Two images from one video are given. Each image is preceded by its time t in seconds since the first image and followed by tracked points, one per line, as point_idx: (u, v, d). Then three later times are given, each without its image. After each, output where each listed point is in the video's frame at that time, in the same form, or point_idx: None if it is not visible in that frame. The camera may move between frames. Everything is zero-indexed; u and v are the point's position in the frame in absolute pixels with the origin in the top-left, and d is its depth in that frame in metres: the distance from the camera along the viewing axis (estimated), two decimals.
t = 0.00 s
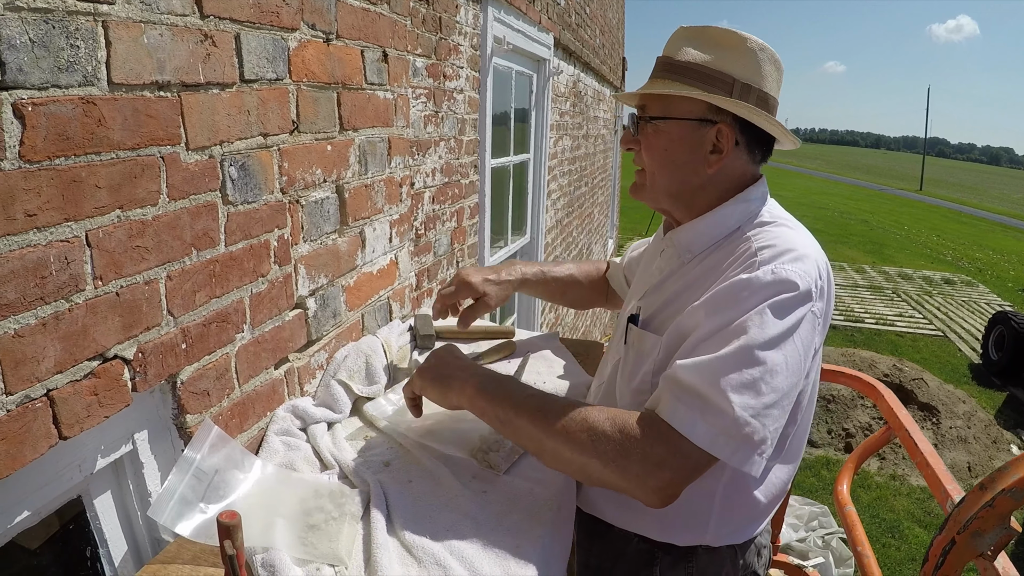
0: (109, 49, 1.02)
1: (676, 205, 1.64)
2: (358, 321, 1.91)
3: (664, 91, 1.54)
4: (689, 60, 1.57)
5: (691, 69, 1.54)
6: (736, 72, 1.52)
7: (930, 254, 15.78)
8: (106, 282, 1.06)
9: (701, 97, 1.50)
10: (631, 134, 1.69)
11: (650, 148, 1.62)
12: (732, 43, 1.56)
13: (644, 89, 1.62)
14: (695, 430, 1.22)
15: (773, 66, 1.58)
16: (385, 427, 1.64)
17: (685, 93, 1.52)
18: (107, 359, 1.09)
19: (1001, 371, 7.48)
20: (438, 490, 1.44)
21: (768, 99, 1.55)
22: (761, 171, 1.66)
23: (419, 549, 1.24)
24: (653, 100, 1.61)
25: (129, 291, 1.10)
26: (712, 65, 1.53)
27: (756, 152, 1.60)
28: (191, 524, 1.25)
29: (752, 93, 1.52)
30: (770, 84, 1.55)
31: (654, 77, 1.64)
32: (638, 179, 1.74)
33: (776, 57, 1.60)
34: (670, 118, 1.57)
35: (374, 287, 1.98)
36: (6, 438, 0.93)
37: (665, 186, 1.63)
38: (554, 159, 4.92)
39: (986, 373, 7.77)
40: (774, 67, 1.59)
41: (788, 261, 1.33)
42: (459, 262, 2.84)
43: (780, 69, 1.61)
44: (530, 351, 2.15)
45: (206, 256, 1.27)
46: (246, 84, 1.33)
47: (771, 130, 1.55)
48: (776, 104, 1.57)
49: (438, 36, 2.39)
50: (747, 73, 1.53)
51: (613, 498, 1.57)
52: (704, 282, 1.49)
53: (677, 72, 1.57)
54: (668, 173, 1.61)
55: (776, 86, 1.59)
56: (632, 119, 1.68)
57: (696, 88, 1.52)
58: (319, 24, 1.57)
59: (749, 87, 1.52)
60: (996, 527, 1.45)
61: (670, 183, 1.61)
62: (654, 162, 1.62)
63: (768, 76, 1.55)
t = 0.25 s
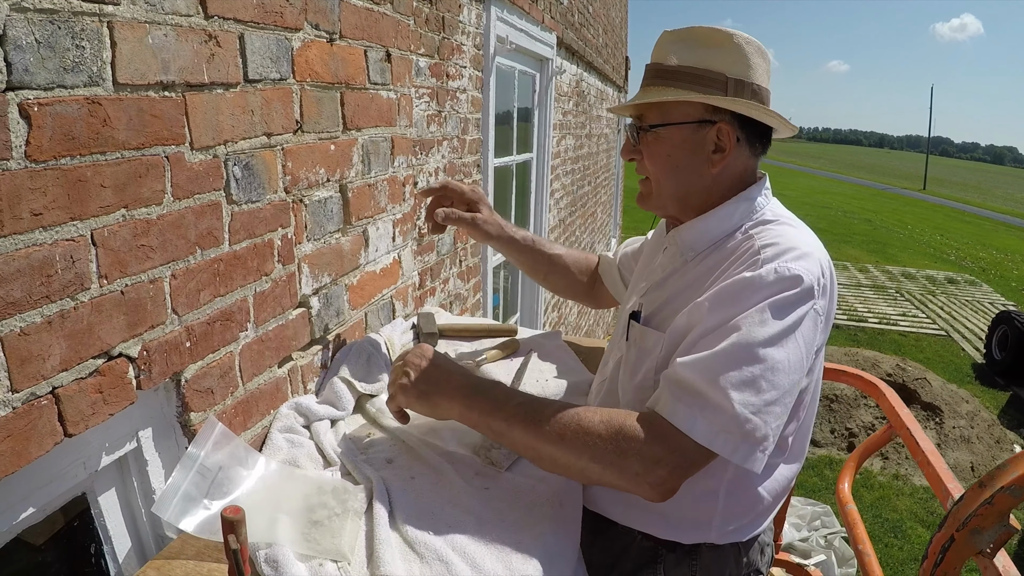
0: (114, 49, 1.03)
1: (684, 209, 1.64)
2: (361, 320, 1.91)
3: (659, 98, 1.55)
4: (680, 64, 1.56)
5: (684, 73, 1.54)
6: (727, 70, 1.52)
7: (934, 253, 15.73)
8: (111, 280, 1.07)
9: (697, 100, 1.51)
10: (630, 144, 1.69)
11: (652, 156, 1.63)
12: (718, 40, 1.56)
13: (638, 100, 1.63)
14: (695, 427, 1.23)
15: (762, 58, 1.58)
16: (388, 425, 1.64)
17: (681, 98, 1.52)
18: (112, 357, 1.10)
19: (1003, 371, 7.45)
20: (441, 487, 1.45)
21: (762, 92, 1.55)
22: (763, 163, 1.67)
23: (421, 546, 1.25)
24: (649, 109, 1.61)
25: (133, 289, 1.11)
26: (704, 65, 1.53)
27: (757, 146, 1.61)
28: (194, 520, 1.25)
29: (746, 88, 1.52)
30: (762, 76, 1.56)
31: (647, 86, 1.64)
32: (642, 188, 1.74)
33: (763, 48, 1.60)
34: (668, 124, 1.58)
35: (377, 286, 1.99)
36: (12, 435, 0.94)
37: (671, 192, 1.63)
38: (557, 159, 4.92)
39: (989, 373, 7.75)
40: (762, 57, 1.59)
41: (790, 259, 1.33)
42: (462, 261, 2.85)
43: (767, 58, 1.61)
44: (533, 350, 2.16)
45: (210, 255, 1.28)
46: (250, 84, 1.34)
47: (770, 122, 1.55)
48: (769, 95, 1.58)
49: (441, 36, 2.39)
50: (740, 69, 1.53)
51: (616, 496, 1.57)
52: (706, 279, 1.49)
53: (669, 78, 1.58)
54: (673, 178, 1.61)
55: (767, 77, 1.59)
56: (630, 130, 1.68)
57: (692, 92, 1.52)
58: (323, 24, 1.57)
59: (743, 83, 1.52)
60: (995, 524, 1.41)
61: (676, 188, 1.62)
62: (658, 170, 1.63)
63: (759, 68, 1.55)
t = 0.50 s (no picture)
0: (118, 51, 1.04)
1: (683, 215, 1.64)
2: (364, 320, 1.92)
3: (648, 109, 1.55)
4: (666, 72, 1.57)
5: (671, 81, 1.55)
6: (713, 72, 1.53)
7: (937, 253, 15.68)
8: (115, 280, 1.07)
9: (687, 106, 1.51)
10: (623, 156, 1.69)
11: (647, 165, 1.62)
12: (701, 43, 1.56)
13: (627, 111, 1.62)
14: (704, 431, 1.24)
15: (744, 55, 1.59)
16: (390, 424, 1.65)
17: (670, 105, 1.52)
18: (116, 357, 1.10)
19: (1006, 371, 7.42)
20: (442, 487, 1.45)
21: (749, 89, 1.56)
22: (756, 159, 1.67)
23: (423, 545, 1.25)
24: (638, 119, 1.60)
25: (137, 290, 1.12)
26: (689, 69, 1.54)
27: (750, 144, 1.60)
28: (197, 518, 1.26)
29: (733, 88, 1.53)
30: (746, 74, 1.56)
31: (633, 97, 1.64)
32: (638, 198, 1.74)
33: (744, 46, 1.61)
34: (660, 132, 1.57)
35: (379, 286, 2.00)
36: (17, 434, 0.95)
37: (669, 199, 1.63)
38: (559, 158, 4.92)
39: (992, 373, 7.72)
40: (744, 56, 1.60)
41: (791, 259, 1.33)
42: (464, 261, 2.85)
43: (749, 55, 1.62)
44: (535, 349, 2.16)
45: (213, 255, 1.29)
46: (253, 85, 1.35)
47: (761, 119, 1.55)
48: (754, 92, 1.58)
49: (443, 37, 2.40)
50: (725, 69, 1.54)
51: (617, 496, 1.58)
52: (707, 281, 1.50)
53: (656, 87, 1.57)
54: (669, 185, 1.61)
55: (751, 74, 1.60)
56: (621, 142, 1.68)
57: (681, 98, 1.52)
58: (325, 26, 1.58)
59: (729, 83, 1.52)
60: (993, 523, 1.40)
61: (673, 194, 1.62)
62: (655, 178, 1.62)
63: (743, 66, 1.56)
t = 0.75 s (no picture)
0: (121, 51, 1.04)
1: (675, 217, 1.64)
2: (365, 319, 1.92)
3: (633, 115, 1.56)
4: (649, 76, 1.57)
5: (654, 85, 1.55)
6: (696, 74, 1.52)
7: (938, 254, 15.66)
8: (117, 279, 1.08)
9: (670, 109, 1.51)
10: (614, 161, 1.70)
11: (637, 169, 1.63)
12: (683, 46, 1.56)
13: (614, 118, 1.63)
14: (695, 428, 1.24)
15: (728, 55, 1.58)
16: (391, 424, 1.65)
17: (654, 110, 1.52)
18: (117, 355, 1.11)
19: (1008, 372, 7.37)
20: (443, 486, 1.45)
21: (734, 88, 1.55)
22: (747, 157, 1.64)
23: (423, 544, 1.25)
24: (625, 125, 1.61)
25: (139, 289, 1.12)
26: (672, 73, 1.54)
27: (739, 142, 1.58)
28: (199, 518, 1.26)
29: (717, 88, 1.52)
30: (731, 73, 1.55)
31: (620, 103, 1.65)
32: (632, 202, 1.74)
33: (727, 45, 1.60)
34: (647, 136, 1.58)
35: (380, 286, 2.00)
36: (19, 432, 0.95)
37: (660, 202, 1.63)
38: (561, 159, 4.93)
39: (993, 374, 7.71)
40: (728, 55, 1.59)
41: (781, 255, 1.33)
42: (466, 261, 2.85)
43: (732, 54, 1.61)
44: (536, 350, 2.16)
45: (215, 254, 1.29)
46: (255, 85, 1.35)
47: (747, 116, 1.53)
48: (740, 91, 1.57)
49: (445, 37, 2.40)
50: (709, 70, 1.53)
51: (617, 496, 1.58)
52: (699, 279, 1.50)
53: (640, 92, 1.58)
54: (659, 188, 1.61)
55: (736, 73, 1.58)
56: (611, 148, 1.69)
57: (664, 102, 1.52)
58: (327, 26, 1.58)
59: (712, 84, 1.52)
60: (992, 523, 1.40)
61: (664, 196, 1.62)
62: (645, 182, 1.63)
63: (726, 66, 1.55)
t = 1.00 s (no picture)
0: (124, 50, 1.04)
1: (673, 218, 1.63)
2: (366, 318, 1.92)
3: (626, 117, 1.56)
4: (641, 77, 1.58)
5: (647, 87, 1.55)
6: (688, 74, 1.52)
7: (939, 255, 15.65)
8: (119, 277, 1.08)
9: (662, 110, 1.51)
10: (611, 164, 1.71)
11: (633, 171, 1.63)
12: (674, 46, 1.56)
13: (609, 121, 1.64)
14: (681, 427, 1.24)
15: (721, 53, 1.57)
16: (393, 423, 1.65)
17: (647, 112, 1.53)
18: (120, 354, 1.11)
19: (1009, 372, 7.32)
20: (444, 485, 1.45)
21: (727, 86, 1.54)
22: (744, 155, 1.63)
23: (425, 542, 1.25)
24: (620, 128, 1.62)
25: (142, 287, 1.12)
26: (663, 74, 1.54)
27: (734, 141, 1.57)
28: (202, 515, 1.26)
29: (710, 87, 1.51)
30: (724, 72, 1.55)
31: (615, 106, 1.66)
32: (632, 204, 1.75)
33: (721, 43, 1.59)
34: (641, 139, 1.58)
35: (382, 285, 2.00)
36: (22, 430, 0.95)
37: (658, 203, 1.63)
38: (562, 159, 4.93)
39: (994, 375, 7.69)
40: (721, 54, 1.59)
41: (773, 254, 1.32)
42: (467, 260, 2.85)
43: (726, 52, 1.60)
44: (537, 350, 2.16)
45: (217, 253, 1.29)
46: (257, 84, 1.35)
47: (741, 115, 1.52)
48: (734, 90, 1.56)
49: (447, 37, 2.40)
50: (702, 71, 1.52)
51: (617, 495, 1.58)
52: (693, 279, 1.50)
53: (633, 94, 1.59)
54: (656, 189, 1.61)
55: (729, 71, 1.58)
56: (608, 151, 1.70)
57: (657, 104, 1.52)
58: (330, 25, 1.58)
59: (705, 83, 1.51)
60: (993, 522, 1.40)
61: (660, 198, 1.62)
62: (642, 184, 1.63)
63: (719, 65, 1.54)
